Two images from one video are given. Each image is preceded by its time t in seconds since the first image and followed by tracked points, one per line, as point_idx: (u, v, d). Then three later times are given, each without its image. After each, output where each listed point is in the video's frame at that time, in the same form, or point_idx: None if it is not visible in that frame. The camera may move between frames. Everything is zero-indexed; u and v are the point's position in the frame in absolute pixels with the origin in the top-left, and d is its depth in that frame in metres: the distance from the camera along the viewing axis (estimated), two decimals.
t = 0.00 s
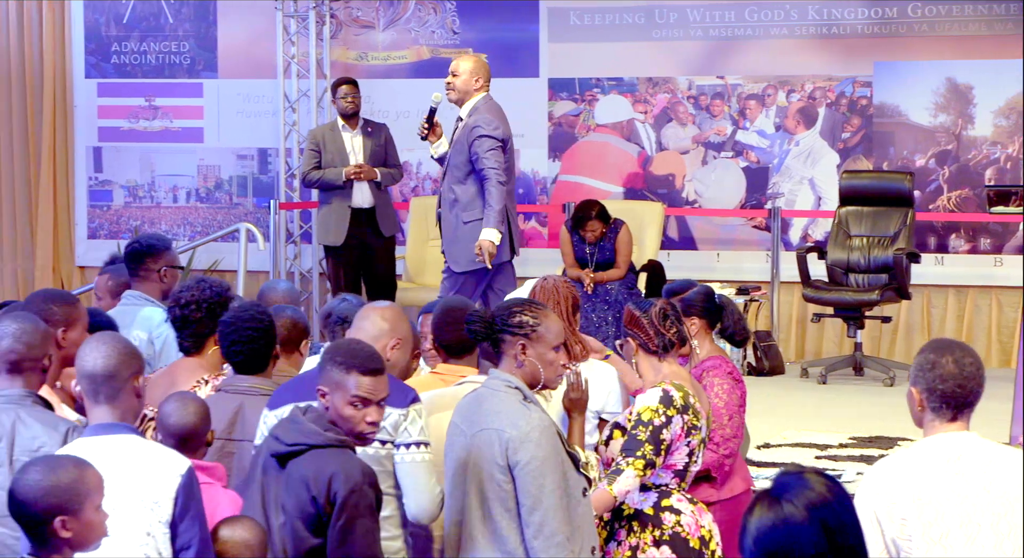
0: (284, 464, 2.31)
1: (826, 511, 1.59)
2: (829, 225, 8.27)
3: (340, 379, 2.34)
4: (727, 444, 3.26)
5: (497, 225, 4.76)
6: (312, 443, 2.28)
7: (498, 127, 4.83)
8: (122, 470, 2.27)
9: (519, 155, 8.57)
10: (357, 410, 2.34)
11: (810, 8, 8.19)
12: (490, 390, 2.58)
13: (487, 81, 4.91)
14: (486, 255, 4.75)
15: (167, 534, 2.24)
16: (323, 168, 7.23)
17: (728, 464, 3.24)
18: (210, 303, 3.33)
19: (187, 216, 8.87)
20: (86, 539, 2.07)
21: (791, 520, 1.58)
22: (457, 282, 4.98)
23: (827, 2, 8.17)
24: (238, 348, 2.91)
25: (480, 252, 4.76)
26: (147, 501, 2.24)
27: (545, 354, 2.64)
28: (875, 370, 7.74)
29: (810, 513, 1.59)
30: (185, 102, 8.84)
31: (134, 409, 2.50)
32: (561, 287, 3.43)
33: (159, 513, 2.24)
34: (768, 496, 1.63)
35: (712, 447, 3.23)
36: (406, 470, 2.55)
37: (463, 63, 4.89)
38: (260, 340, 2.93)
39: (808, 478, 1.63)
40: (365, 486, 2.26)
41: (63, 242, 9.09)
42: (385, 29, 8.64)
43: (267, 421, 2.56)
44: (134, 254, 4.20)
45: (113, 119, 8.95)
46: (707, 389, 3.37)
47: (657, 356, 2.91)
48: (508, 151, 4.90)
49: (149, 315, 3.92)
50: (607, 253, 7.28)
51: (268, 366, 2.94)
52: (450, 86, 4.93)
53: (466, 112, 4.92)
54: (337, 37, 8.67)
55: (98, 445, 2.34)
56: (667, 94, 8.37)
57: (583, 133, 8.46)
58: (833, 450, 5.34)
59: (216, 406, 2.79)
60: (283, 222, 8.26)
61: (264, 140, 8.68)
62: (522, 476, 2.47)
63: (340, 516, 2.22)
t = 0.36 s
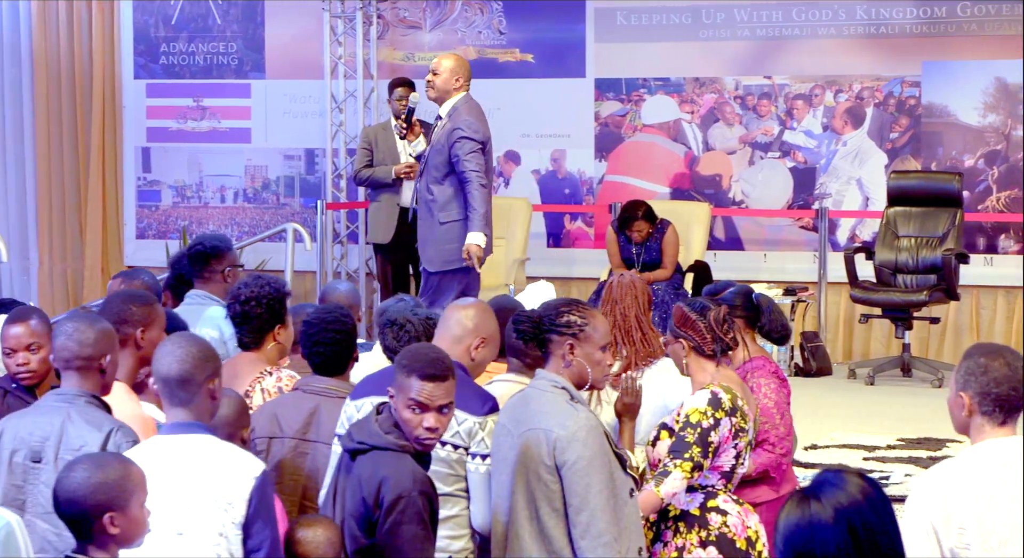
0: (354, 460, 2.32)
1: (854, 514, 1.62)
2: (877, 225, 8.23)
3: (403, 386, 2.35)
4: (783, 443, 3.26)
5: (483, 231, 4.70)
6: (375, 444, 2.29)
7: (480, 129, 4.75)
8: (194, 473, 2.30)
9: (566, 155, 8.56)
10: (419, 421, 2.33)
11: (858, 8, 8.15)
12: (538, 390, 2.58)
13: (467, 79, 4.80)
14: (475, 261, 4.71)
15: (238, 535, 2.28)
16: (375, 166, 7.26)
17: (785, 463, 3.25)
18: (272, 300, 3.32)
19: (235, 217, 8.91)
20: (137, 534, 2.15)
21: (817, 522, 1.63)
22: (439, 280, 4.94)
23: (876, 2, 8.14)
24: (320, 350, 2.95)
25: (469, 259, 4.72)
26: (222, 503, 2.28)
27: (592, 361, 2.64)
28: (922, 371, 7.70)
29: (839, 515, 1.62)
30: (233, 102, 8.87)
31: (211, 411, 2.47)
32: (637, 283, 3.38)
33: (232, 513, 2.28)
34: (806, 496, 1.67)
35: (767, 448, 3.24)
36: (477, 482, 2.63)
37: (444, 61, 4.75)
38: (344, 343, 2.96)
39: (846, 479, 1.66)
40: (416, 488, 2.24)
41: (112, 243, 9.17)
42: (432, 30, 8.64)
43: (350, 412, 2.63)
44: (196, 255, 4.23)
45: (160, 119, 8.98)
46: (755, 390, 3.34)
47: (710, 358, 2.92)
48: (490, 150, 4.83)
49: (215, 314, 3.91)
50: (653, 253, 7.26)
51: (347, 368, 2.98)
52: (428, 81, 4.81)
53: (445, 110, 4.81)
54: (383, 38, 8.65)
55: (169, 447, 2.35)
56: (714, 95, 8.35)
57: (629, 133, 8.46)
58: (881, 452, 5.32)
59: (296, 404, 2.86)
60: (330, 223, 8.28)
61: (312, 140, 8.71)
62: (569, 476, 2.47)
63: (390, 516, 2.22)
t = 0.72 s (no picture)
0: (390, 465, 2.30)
1: (853, 511, 1.71)
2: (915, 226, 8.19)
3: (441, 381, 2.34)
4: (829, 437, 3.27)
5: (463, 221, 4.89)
6: (416, 444, 2.26)
7: (473, 123, 4.97)
8: (279, 476, 2.15)
9: (603, 155, 8.55)
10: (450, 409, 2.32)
11: (897, 7, 8.14)
12: (577, 390, 2.58)
13: (461, 77, 5.05)
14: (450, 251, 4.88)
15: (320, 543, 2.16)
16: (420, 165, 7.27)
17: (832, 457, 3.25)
18: (344, 303, 3.28)
19: (273, 217, 8.94)
20: (163, 531, 2.24)
21: (818, 515, 1.72)
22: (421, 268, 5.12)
23: (916, 2, 8.13)
24: (373, 352, 2.89)
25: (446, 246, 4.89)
26: (306, 510, 2.14)
27: (642, 354, 2.65)
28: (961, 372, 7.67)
29: (839, 512, 1.71)
30: (272, 104, 8.90)
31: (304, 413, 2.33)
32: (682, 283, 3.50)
33: (316, 521, 2.15)
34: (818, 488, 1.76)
35: (812, 444, 3.25)
36: (513, 476, 2.65)
37: (440, 58, 5.02)
38: (396, 344, 2.90)
39: (857, 475, 1.75)
40: (476, 487, 2.23)
41: (150, 244, 9.14)
42: (469, 30, 8.62)
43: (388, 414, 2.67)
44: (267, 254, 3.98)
45: (199, 120, 9.01)
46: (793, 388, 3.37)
47: (757, 358, 2.93)
48: (479, 146, 5.05)
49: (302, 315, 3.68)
50: (690, 253, 7.25)
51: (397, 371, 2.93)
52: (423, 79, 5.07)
53: (439, 105, 5.06)
54: (421, 38, 8.66)
55: (261, 448, 2.20)
56: (752, 95, 8.32)
57: (667, 133, 8.44)
58: (919, 453, 5.29)
59: (345, 404, 2.85)
60: (368, 223, 8.29)
61: (350, 141, 8.76)
62: (609, 476, 2.47)
63: (450, 520, 2.20)
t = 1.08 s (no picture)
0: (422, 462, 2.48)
1: (848, 512, 1.73)
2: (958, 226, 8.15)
3: (469, 375, 2.53)
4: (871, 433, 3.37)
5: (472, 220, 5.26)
6: (455, 439, 2.45)
7: (464, 125, 5.33)
8: (358, 478, 2.19)
9: (644, 156, 8.54)
10: (482, 401, 2.53)
11: (940, 7, 8.09)
12: (621, 390, 2.67)
13: (447, 82, 5.42)
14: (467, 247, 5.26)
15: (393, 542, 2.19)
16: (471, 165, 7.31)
17: (876, 452, 3.35)
18: (367, 302, 3.42)
19: (314, 217, 8.94)
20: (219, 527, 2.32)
21: (813, 513, 1.75)
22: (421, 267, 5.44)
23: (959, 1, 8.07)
24: (410, 349, 2.96)
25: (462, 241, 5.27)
26: (381, 514, 2.18)
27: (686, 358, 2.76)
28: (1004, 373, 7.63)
29: (832, 512, 1.74)
30: (313, 104, 8.90)
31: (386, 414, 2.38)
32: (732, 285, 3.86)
33: (391, 526, 2.18)
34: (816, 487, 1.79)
35: (856, 440, 3.35)
36: (549, 465, 2.71)
37: (429, 66, 5.38)
38: (430, 342, 2.97)
39: (854, 475, 1.78)
40: (514, 477, 2.46)
41: (192, 224, 9.26)
42: (510, 30, 8.64)
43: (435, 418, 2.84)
44: (330, 253, 4.46)
45: (241, 120, 9.04)
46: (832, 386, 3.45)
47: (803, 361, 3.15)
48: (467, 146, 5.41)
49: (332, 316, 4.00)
50: (732, 253, 7.23)
51: (429, 365, 3.00)
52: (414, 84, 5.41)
53: (427, 110, 5.40)
54: (462, 39, 8.67)
55: (338, 448, 2.24)
56: (793, 95, 8.30)
57: (708, 133, 8.43)
58: (962, 455, 5.27)
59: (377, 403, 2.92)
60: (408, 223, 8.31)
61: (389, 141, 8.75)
62: (652, 477, 2.57)
63: (497, 512, 2.41)
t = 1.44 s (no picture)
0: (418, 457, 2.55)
1: (847, 514, 1.64)
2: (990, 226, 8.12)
3: (447, 369, 2.57)
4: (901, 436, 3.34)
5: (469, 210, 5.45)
6: (442, 432, 2.52)
7: (454, 119, 5.56)
8: (372, 475, 2.22)
9: (675, 156, 8.53)
10: (465, 392, 2.56)
11: (973, 6, 8.05)
12: (654, 391, 2.70)
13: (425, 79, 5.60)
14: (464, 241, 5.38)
15: (407, 539, 2.23)
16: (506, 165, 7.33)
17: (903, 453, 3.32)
18: (377, 297, 3.43)
19: (346, 217, 8.95)
20: (277, 525, 2.20)
21: (810, 522, 1.65)
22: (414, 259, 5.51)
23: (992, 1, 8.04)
24: (427, 346, 3.06)
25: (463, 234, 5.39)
26: (395, 510, 2.21)
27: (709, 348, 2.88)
28: None
29: (828, 514, 1.65)
30: (345, 104, 8.90)
31: (396, 410, 2.40)
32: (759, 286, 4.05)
33: (404, 521, 2.21)
34: (811, 493, 1.70)
35: (883, 441, 3.33)
36: (573, 463, 2.81)
37: (410, 59, 5.54)
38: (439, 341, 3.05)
39: (849, 481, 1.68)
40: (504, 462, 2.53)
41: (224, 241, 9.26)
42: (541, 31, 8.63)
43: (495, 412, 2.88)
44: (354, 253, 4.58)
45: (272, 121, 9.06)
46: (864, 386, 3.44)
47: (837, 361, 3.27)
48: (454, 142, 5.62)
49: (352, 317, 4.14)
50: (762, 254, 7.22)
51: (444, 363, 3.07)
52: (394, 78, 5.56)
53: (412, 104, 5.58)
54: (493, 39, 8.67)
55: (354, 446, 2.26)
56: (825, 95, 8.28)
57: (739, 134, 8.41)
58: (993, 456, 5.25)
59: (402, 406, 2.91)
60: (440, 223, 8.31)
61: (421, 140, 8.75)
62: (684, 478, 2.58)
63: (490, 498, 2.49)
